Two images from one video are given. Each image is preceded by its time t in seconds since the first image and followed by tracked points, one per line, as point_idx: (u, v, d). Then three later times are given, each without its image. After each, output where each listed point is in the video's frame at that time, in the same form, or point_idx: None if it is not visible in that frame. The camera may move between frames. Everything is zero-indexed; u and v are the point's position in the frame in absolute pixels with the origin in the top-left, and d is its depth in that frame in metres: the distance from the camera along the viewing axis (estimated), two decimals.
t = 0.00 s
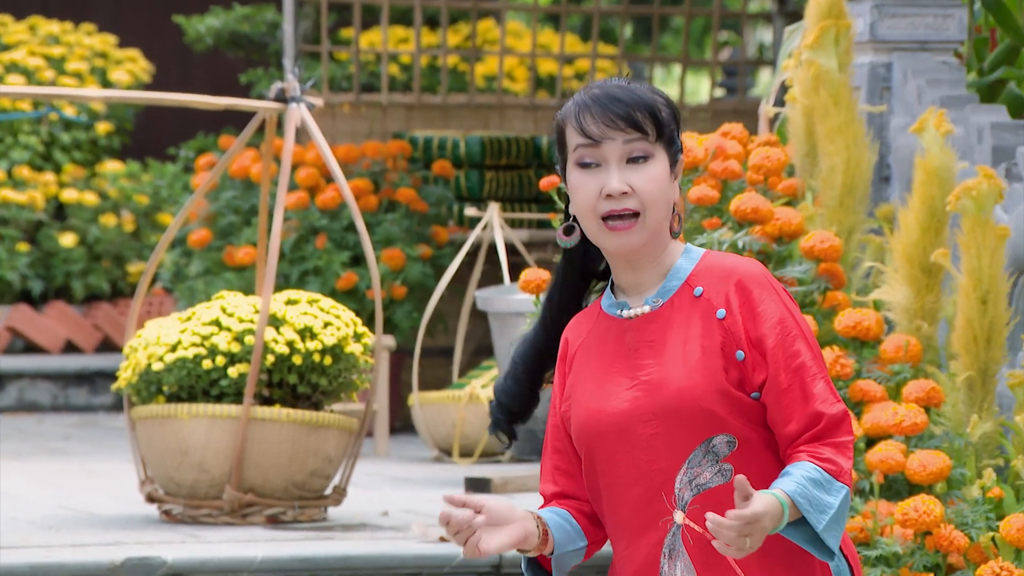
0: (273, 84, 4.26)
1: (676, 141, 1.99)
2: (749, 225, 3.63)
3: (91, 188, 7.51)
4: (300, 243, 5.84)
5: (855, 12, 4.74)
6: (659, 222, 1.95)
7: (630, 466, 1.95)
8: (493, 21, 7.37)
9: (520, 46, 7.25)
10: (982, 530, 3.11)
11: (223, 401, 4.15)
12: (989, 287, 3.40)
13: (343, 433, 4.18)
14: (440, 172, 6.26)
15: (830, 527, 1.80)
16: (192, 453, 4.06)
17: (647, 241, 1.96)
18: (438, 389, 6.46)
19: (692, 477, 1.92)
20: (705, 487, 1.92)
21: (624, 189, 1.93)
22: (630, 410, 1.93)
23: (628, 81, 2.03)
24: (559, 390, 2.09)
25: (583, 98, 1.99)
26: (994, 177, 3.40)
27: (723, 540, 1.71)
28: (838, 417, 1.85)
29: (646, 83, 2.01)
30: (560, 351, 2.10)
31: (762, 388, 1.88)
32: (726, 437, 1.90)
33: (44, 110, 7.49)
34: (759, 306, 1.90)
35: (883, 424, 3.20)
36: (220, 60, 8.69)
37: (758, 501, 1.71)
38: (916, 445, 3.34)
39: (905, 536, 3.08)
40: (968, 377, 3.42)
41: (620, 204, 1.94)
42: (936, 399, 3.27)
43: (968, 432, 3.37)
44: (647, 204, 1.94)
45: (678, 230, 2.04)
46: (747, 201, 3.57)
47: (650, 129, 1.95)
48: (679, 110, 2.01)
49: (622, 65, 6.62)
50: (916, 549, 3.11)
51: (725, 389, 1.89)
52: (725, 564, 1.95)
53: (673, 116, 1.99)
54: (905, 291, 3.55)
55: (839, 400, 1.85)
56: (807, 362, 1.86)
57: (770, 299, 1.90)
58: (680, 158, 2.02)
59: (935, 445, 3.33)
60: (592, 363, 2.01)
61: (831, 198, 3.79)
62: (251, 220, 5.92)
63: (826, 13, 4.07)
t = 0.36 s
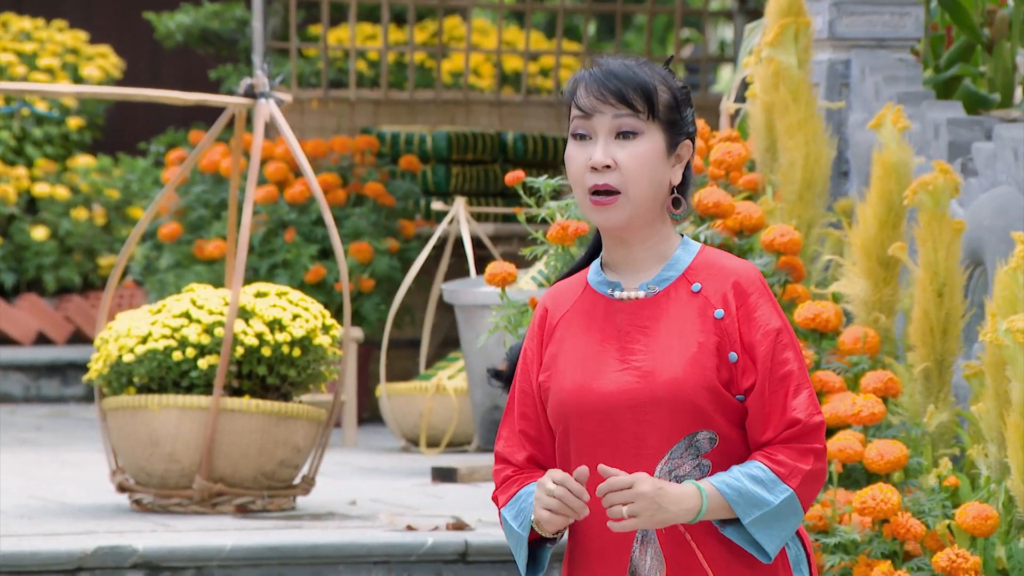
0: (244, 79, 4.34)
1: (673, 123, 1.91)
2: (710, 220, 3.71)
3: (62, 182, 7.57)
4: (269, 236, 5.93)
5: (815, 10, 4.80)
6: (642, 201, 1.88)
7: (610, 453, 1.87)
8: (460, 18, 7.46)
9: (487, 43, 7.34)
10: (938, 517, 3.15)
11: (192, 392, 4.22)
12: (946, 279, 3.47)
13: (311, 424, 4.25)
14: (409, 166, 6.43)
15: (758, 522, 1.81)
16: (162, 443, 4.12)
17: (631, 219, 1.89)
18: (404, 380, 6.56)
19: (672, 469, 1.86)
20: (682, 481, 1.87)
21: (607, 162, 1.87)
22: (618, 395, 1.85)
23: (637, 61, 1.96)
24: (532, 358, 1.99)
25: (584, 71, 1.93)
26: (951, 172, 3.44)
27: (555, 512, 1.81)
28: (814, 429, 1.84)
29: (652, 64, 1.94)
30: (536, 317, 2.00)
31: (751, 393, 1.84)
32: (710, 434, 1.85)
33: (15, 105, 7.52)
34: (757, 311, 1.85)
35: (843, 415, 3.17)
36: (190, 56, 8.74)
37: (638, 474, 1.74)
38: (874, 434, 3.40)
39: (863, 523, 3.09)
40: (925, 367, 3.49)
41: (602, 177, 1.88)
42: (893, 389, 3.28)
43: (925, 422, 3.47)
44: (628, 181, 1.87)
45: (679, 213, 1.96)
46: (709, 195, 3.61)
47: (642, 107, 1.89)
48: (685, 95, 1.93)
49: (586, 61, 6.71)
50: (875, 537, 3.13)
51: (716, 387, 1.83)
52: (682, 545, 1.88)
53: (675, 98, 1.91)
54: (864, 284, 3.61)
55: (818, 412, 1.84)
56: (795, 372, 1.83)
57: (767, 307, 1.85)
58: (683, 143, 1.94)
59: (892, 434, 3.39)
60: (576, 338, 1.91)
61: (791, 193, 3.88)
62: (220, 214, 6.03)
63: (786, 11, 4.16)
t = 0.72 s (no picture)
0: (210, 72, 4.33)
1: (659, 116, 1.98)
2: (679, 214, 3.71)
3: (28, 175, 7.54)
4: (237, 231, 5.98)
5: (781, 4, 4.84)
6: (623, 193, 1.96)
7: (590, 440, 1.94)
8: (428, 11, 7.47)
9: (455, 36, 7.36)
10: (905, 510, 3.17)
11: (159, 385, 4.21)
12: (912, 273, 3.50)
13: (279, 418, 4.24)
14: (375, 160, 6.46)
15: (754, 525, 1.91)
16: (129, 437, 4.12)
17: (611, 210, 1.96)
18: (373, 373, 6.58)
19: (651, 460, 1.93)
20: (662, 471, 1.93)
21: (590, 154, 1.95)
22: (600, 383, 1.92)
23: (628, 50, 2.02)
24: (508, 345, 2.06)
25: (574, 58, 2.00)
26: (917, 166, 3.48)
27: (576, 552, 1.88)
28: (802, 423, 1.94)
29: (642, 55, 2.01)
30: (512, 304, 2.06)
31: (735, 387, 1.93)
32: (691, 427, 1.92)
33: None
34: (741, 307, 1.94)
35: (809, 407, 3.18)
36: (157, 49, 8.71)
37: (625, 503, 1.86)
38: (840, 427, 3.44)
39: (830, 517, 3.10)
40: (891, 360, 3.53)
41: (584, 168, 1.95)
42: (859, 382, 3.30)
43: (891, 415, 3.48)
44: (610, 173, 1.95)
45: (660, 207, 2.02)
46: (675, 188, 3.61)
47: (628, 99, 1.95)
48: (671, 88, 2.00)
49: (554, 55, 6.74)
50: (842, 530, 3.14)
51: (697, 379, 1.91)
52: (670, 558, 1.95)
53: (661, 92, 1.99)
54: (831, 277, 3.64)
55: (806, 406, 1.94)
56: (781, 367, 1.94)
57: (751, 303, 1.95)
58: (668, 136, 2.01)
59: (858, 427, 3.44)
60: (557, 326, 1.98)
61: (759, 186, 3.90)
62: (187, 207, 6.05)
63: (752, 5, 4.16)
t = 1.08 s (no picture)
0: (189, 70, 4.29)
1: (649, 112, 1.93)
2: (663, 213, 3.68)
3: (5, 173, 7.50)
4: (217, 228, 6.08)
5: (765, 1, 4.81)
6: (629, 198, 1.91)
7: (581, 450, 1.90)
8: (408, 8, 7.44)
9: (436, 34, 7.33)
10: (889, 511, 3.16)
11: (138, 385, 4.17)
12: (897, 272, 3.48)
13: (259, 418, 4.20)
14: (357, 158, 6.47)
15: (740, 541, 1.86)
16: (108, 437, 4.07)
17: (618, 216, 1.91)
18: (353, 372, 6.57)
19: (639, 475, 1.88)
20: (650, 487, 1.89)
21: (591, 164, 1.89)
22: (594, 392, 1.88)
23: (605, 50, 1.97)
24: (505, 340, 2.01)
25: (554, 71, 1.95)
26: (901, 164, 3.45)
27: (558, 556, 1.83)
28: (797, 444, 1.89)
29: (617, 54, 1.95)
30: (511, 298, 2.02)
31: (730, 407, 1.88)
32: (682, 443, 1.87)
33: None
34: (741, 323, 1.89)
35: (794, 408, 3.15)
36: (135, 45, 8.67)
37: (611, 511, 1.81)
38: (825, 427, 3.40)
39: (814, 518, 3.09)
40: (876, 360, 3.51)
41: (587, 180, 1.90)
42: (845, 381, 3.27)
43: (876, 415, 3.47)
44: (613, 181, 1.89)
45: (665, 200, 1.97)
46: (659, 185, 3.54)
47: (616, 102, 1.90)
48: (656, 79, 1.95)
49: (535, 53, 6.72)
50: (826, 531, 3.12)
51: (692, 396, 1.86)
52: (652, 567, 1.92)
53: (647, 87, 1.93)
54: (814, 276, 3.61)
55: (801, 426, 1.88)
56: (779, 387, 1.89)
57: (751, 320, 1.90)
58: (662, 128, 1.96)
59: (843, 427, 3.41)
60: (553, 329, 1.94)
61: (742, 184, 3.87)
62: (166, 206, 6.10)
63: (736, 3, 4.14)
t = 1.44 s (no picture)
0: (177, 70, 4.26)
1: (644, 116, 1.90)
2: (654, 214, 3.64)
3: None
4: (205, 229, 6.08)
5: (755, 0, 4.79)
6: (605, 195, 1.88)
7: (570, 447, 1.88)
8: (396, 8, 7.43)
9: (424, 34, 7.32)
10: (880, 512, 3.15)
11: (125, 386, 4.15)
12: (886, 273, 3.47)
13: (247, 420, 4.18)
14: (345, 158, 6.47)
15: (735, 534, 1.85)
16: (95, 439, 4.05)
17: (593, 212, 1.89)
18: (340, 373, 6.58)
19: (631, 469, 1.87)
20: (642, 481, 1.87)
21: (570, 152, 1.87)
22: (584, 388, 1.86)
23: (621, 45, 1.94)
24: (488, 337, 1.98)
25: (564, 53, 1.93)
26: (891, 164, 3.45)
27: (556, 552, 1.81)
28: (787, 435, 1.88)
29: (632, 52, 1.92)
30: (494, 296, 1.99)
31: (721, 400, 1.87)
32: (673, 437, 1.86)
33: None
34: (730, 315, 1.88)
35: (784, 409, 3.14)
36: (122, 45, 8.66)
37: (608, 504, 1.80)
38: (815, 429, 3.38)
39: (804, 519, 3.07)
40: (866, 361, 3.50)
41: (565, 167, 1.88)
42: (834, 382, 3.25)
43: (866, 416, 3.46)
44: (590, 173, 1.87)
45: (651, 208, 1.93)
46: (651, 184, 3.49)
47: (610, 99, 1.88)
48: (662, 87, 1.92)
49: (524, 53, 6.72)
50: (816, 532, 3.11)
51: (682, 390, 1.85)
52: (646, 563, 1.90)
53: (648, 91, 1.90)
54: (805, 277, 3.59)
55: (792, 416, 1.88)
56: (768, 378, 1.88)
57: (740, 312, 1.89)
58: (658, 136, 1.93)
59: (832, 429, 3.38)
60: (541, 325, 1.91)
61: (732, 184, 3.86)
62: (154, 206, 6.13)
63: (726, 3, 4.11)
